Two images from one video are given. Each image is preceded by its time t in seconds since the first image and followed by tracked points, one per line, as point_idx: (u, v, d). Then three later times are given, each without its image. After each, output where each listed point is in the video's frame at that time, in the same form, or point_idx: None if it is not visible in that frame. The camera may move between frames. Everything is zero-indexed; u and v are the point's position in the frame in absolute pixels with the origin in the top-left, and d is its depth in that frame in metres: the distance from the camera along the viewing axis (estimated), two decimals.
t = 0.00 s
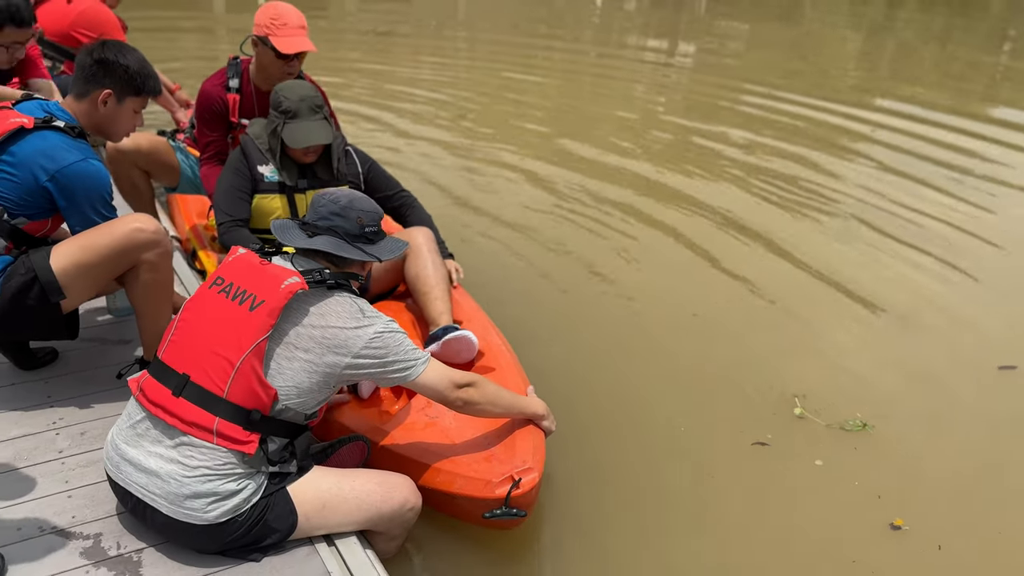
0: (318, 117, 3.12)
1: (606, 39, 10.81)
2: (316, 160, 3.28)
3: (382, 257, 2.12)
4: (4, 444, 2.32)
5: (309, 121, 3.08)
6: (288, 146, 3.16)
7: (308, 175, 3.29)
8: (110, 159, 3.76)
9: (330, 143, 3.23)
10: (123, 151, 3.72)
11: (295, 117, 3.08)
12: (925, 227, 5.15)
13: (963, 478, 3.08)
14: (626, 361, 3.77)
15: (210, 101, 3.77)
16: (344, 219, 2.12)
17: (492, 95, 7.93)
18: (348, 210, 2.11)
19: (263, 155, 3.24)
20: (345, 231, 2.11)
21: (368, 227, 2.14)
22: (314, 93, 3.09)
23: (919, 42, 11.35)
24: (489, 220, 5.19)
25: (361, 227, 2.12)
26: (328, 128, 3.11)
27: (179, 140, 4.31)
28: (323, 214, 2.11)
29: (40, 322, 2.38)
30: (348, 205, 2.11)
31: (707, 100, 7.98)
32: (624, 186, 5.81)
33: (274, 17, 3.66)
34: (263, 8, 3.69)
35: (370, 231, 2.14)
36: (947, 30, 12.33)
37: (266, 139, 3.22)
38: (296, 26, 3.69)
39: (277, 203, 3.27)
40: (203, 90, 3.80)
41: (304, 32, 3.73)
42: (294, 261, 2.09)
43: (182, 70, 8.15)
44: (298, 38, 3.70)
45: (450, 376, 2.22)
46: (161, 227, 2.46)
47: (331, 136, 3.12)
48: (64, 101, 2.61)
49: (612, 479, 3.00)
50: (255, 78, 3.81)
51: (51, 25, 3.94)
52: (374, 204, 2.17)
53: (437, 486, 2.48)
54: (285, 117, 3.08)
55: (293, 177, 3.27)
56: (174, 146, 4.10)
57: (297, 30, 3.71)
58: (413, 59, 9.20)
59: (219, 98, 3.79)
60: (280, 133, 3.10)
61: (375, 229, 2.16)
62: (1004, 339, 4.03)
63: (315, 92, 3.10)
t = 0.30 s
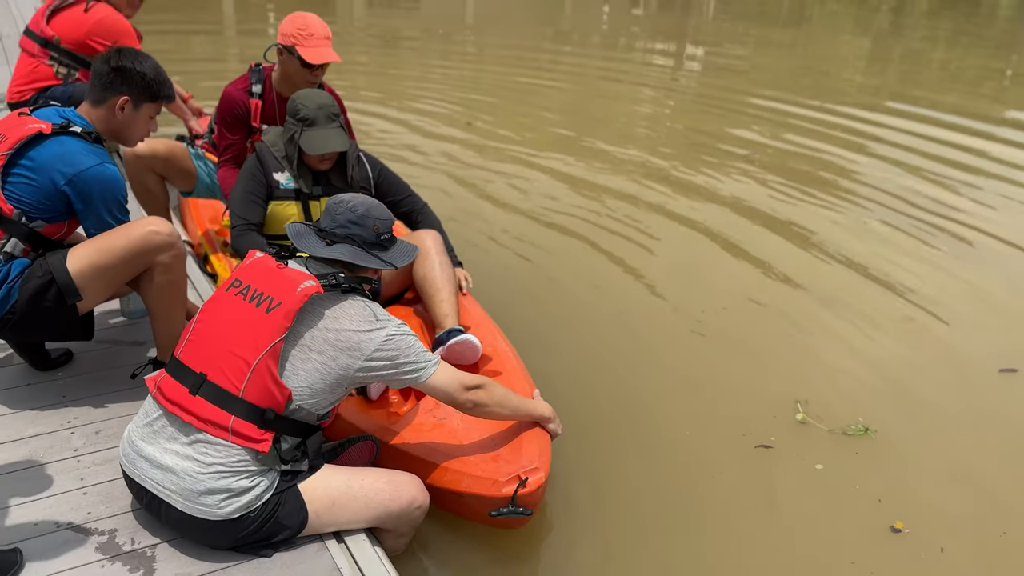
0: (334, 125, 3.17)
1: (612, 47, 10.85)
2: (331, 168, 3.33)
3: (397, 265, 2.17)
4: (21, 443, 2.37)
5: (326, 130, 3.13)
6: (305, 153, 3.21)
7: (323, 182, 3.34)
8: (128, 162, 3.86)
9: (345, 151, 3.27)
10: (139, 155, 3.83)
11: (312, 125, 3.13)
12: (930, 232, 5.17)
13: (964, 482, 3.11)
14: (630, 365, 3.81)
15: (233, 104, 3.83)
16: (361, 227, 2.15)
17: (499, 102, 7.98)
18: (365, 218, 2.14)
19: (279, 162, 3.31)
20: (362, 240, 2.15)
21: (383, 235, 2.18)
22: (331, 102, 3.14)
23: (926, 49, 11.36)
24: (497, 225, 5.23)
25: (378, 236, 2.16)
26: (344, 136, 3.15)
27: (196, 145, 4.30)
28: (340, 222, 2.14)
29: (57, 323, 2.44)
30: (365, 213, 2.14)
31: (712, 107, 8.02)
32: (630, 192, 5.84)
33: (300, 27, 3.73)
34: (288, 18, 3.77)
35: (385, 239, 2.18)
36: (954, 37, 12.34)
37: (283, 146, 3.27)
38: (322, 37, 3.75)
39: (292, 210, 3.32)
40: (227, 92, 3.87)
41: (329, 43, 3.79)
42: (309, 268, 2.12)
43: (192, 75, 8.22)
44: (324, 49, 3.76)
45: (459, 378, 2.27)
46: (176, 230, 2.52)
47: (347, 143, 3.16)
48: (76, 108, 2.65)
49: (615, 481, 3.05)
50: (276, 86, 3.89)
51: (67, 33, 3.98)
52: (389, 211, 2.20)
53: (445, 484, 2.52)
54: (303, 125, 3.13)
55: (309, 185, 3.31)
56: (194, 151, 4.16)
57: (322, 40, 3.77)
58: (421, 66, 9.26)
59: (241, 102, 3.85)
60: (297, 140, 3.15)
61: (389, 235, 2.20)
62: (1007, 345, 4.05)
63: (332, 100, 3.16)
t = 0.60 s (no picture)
0: (349, 130, 3.21)
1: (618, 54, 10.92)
2: (345, 172, 3.40)
3: (414, 266, 2.22)
4: (42, 438, 2.43)
5: (341, 135, 3.17)
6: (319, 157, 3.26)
7: (337, 186, 3.41)
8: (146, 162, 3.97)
9: (359, 156, 3.32)
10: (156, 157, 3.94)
11: (328, 130, 3.17)
12: (936, 234, 5.21)
13: (967, 479, 3.15)
14: (636, 364, 3.87)
15: (251, 105, 3.90)
16: (378, 229, 2.20)
17: (505, 108, 8.04)
18: (383, 221, 2.20)
19: (294, 166, 3.37)
20: (380, 242, 2.20)
21: (400, 237, 2.23)
22: (347, 107, 3.18)
23: (931, 55, 11.39)
24: (505, 229, 5.28)
25: (394, 238, 2.21)
26: (358, 141, 3.19)
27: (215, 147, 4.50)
28: (359, 224, 2.19)
29: (80, 320, 2.51)
30: (383, 216, 2.19)
31: (717, 112, 8.06)
32: (636, 196, 5.89)
33: (319, 33, 3.80)
34: (310, 23, 3.86)
35: (402, 241, 2.23)
36: (958, 44, 12.38)
37: (298, 150, 3.32)
38: (338, 43, 3.81)
39: (306, 212, 3.40)
40: (246, 93, 3.92)
41: (345, 50, 3.84)
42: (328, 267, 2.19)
43: (202, 81, 8.31)
44: (341, 55, 3.82)
45: (472, 375, 2.32)
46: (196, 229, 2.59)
47: (360, 148, 3.20)
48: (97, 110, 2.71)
49: (623, 477, 3.10)
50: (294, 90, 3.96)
51: (82, 39, 4.06)
52: (406, 214, 2.25)
53: (456, 481, 2.58)
54: (318, 129, 3.18)
55: (323, 188, 3.39)
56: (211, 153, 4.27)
57: (339, 47, 3.82)
58: (428, 72, 9.33)
59: (260, 104, 3.92)
60: (313, 144, 3.20)
61: (405, 237, 2.25)
62: (1011, 346, 4.08)
63: (347, 106, 3.19)
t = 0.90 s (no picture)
0: (354, 131, 3.23)
1: (619, 58, 10.96)
2: (349, 174, 3.43)
3: (417, 268, 2.25)
4: (49, 439, 2.45)
5: (347, 135, 3.20)
6: (325, 157, 3.30)
7: (341, 186, 3.44)
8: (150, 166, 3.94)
9: (364, 157, 3.35)
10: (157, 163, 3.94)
11: (334, 130, 3.21)
12: (936, 238, 5.23)
13: (966, 481, 3.17)
14: (636, 366, 3.89)
15: (258, 107, 3.94)
16: (382, 232, 2.23)
17: (507, 111, 8.07)
18: (386, 223, 2.22)
19: (301, 166, 3.40)
20: (384, 245, 2.23)
21: (403, 240, 2.26)
22: (353, 108, 3.20)
23: (931, 59, 11.42)
24: (506, 232, 5.31)
25: (398, 241, 2.24)
26: (363, 142, 3.22)
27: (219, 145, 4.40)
28: (362, 227, 2.22)
29: (87, 323, 2.53)
30: (386, 219, 2.22)
31: (718, 116, 8.09)
32: (637, 199, 5.91)
33: (321, 36, 3.87)
34: (317, 28, 3.94)
35: (405, 244, 2.26)
36: (958, 49, 12.41)
37: (305, 151, 3.38)
38: (339, 46, 3.86)
39: (312, 212, 3.42)
40: (254, 94, 3.97)
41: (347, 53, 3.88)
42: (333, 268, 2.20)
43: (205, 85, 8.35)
44: (342, 58, 3.86)
45: (476, 375, 2.34)
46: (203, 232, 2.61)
47: (365, 149, 3.23)
48: (102, 114, 2.74)
49: (624, 477, 3.13)
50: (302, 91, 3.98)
51: (86, 45, 4.09)
52: (408, 217, 2.28)
53: (461, 479, 2.62)
54: (324, 130, 3.22)
55: (328, 188, 3.42)
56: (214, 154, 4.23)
57: (341, 50, 3.87)
58: (429, 76, 9.37)
59: (267, 106, 3.96)
60: (319, 144, 3.23)
61: (408, 240, 2.28)
62: (1011, 349, 4.10)
63: (353, 108, 3.22)
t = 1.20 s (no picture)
0: (343, 130, 3.26)
1: (616, 62, 10.97)
2: (340, 173, 3.44)
3: (411, 275, 2.26)
4: (39, 446, 2.45)
5: (335, 134, 3.21)
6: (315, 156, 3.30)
7: (333, 186, 3.44)
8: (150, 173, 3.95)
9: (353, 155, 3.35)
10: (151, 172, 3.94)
11: (322, 130, 3.23)
12: (931, 242, 5.23)
13: (958, 486, 3.17)
14: (629, 370, 3.89)
15: (255, 104, 3.93)
16: (377, 240, 2.24)
17: (503, 115, 8.07)
18: (381, 232, 2.23)
19: (292, 167, 3.40)
20: (379, 252, 2.24)
21: (396, 247, 2.27)
22: (341, 109, 3.24)
23: (928, 63, 11.42)
24: (501, 236, 5.31)
25: (392, 249, 2.25)
26: (351, 141, 3.24)
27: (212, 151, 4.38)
28: (357, 235, 2.22)
29: (79, 330, 2.54)
30: (381, 227, 2.23)
31: (714, 120, 8.08)
32: (632, 203, 5.90)
33: (316, 30, 3.88)
34: (314, 27, 3.93)
35: (399, 251, 2.27)
36: (954, 52, 12.42)
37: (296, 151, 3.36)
38: (330, 41, 3.84)
39: (305, 212, 3.41)
40: (253, 91, 3.95)
41: (340, 49, 3.86)
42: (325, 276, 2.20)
43: (201, 90, 8.34)
44: (332, 52, 3.83)
45: (468, 380, 2.34)
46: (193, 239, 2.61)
47: (354, 147, 3.24)
48: (90, 121, 2.75)
49: (616, 481, 3.12)
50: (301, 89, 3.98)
51: (78, 53, 4.10)
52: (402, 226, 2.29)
53: (457, 482, 2.64)
54: (313, 130, 3.24)
55: (320, 188, 3.42)
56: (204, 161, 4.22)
57: (334, 45, 3.85)
58: (426, 80, 9.37)
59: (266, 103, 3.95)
60: (308, 144, 3.25)
61: (402, 247, 2.29)
62: (1004, 354, 4.10)
63: (341, 108, 3.26)
